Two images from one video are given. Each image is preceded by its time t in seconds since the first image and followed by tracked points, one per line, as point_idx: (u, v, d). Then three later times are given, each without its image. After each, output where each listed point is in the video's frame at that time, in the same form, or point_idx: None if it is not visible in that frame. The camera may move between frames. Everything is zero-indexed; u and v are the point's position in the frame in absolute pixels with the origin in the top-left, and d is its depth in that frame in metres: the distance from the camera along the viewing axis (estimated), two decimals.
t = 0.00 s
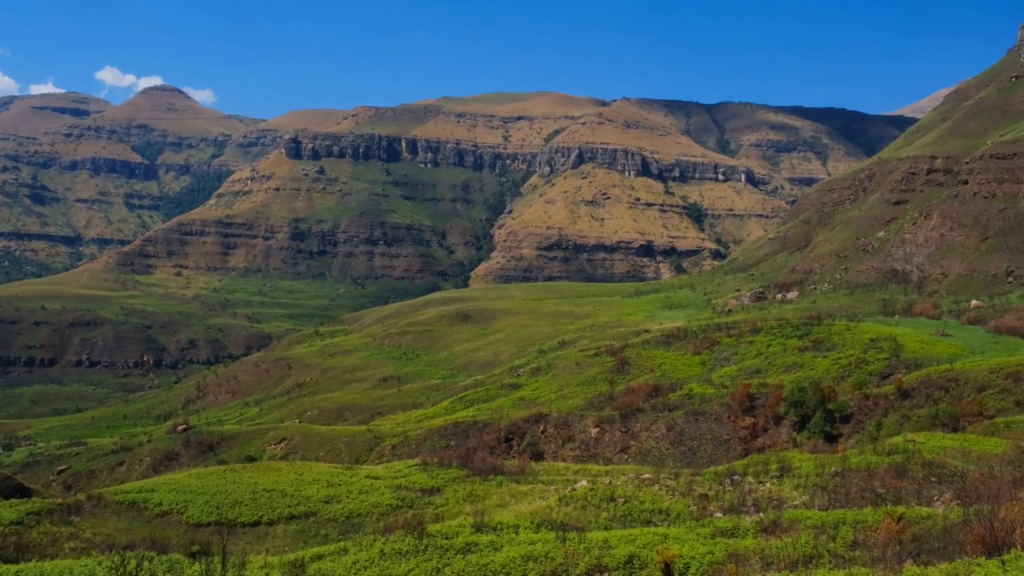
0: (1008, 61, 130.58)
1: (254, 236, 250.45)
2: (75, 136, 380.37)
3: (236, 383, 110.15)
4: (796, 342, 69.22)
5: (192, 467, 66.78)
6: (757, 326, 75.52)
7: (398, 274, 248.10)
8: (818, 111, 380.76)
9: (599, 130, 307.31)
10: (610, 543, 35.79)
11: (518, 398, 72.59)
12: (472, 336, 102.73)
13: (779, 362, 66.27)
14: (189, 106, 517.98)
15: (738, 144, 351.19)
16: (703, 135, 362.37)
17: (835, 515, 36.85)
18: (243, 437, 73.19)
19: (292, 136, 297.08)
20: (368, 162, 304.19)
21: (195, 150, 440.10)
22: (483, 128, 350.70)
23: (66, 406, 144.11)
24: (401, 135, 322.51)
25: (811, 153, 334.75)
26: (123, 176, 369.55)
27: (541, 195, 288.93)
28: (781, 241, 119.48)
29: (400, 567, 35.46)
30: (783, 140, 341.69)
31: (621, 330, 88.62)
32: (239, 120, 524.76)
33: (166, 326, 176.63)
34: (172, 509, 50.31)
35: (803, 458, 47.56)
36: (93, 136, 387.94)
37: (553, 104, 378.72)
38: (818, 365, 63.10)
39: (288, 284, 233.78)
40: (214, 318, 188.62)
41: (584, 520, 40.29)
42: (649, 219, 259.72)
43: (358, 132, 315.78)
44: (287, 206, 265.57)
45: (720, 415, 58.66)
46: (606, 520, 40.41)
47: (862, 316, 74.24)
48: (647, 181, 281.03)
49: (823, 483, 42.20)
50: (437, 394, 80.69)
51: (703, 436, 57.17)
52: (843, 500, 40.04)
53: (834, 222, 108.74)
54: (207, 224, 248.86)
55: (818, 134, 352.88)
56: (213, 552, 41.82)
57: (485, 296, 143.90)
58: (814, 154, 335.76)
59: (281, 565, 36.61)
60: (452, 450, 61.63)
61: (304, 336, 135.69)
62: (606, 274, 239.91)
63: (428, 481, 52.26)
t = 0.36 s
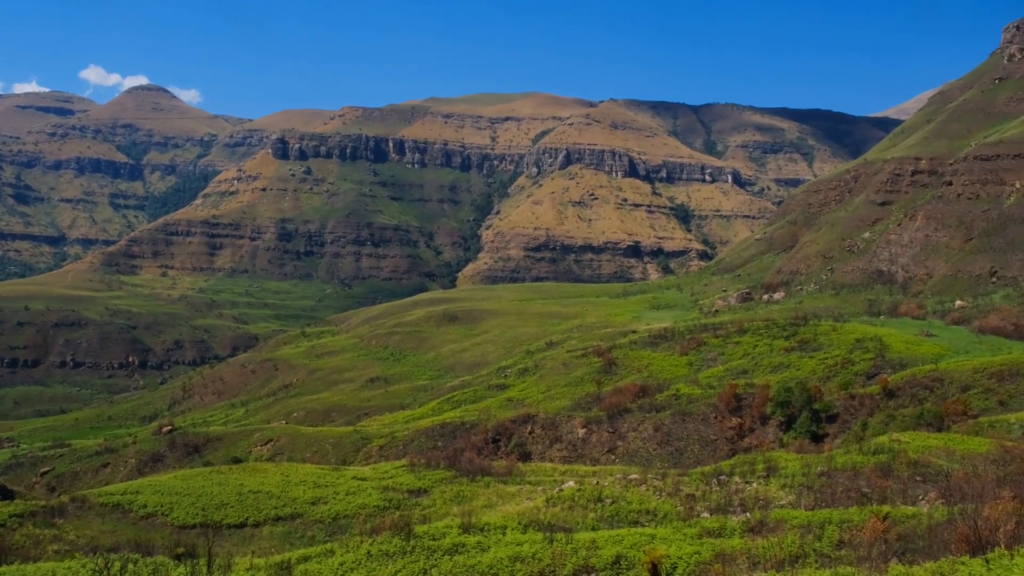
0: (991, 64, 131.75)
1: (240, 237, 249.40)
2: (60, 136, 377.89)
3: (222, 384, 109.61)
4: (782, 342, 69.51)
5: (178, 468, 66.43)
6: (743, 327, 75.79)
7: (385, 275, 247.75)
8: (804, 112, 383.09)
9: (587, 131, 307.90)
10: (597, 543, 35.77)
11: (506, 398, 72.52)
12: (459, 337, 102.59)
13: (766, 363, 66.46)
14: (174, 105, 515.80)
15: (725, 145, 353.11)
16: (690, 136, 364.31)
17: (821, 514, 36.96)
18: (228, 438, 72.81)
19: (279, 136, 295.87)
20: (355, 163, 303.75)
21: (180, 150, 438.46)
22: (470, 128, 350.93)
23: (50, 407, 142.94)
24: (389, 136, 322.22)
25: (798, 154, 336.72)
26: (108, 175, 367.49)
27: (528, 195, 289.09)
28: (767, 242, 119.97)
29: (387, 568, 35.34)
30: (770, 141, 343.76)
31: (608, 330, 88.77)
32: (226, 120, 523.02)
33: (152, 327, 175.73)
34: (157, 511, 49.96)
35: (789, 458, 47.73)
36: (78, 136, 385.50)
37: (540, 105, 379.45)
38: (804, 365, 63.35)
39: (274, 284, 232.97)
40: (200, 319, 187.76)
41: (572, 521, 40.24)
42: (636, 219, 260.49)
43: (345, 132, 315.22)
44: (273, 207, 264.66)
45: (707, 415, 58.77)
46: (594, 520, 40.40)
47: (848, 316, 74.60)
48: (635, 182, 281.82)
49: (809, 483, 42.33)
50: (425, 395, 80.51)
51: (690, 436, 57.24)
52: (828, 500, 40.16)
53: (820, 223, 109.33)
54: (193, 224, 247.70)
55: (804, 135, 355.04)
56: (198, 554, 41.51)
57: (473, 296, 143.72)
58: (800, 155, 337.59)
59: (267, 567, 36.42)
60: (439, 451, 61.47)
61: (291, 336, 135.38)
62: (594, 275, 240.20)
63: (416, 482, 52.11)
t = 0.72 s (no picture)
0: (980, 65, 132.48)
1: (230, 237, 248.55)
2: (48, 135, 375.70)
3: (212, 386, 109.26)
4: (772, 343, 69.79)
5: (167, 470, 66.21)
6: (734, 327, 75.98)
7: (375, 275, 247.49)
8: (794, 113, 384.53)
9: (578, 131, 307.90)
10: (588, 544, 35.74)
11: (497, 399, 72.48)
12: (449, 337, 102.57)
13: (756, 363, 66.63)
14: (163, 105, 513.87)
15: (715, 146, 354.35)
16: (681, 137, 365.74)
17: (810, 515, 37.01)
18: (218, 440, 72.60)
19: (268, 136, 294.74)
20: (346, 163, 303.26)
21: (169, 150, 437.30)
22: (461, 128, 351.02)
23: (38, 408, 142.01)
24: (379, 136, 321.83)
25: (787, 155, 338.16)
26: (97, 175, 365.67)
27: (519, 196, 289.14)
28: (757, 243, 120.35)
29: (378, 569, 35.27)
30: (760, 143, 345.16)
31: (599, 331, 88.97)
32: (215, 121, 521.43)
33: (141, 327, 175.18)
34: (145, 513, 49.76)
35: (779, 458, 47.94)
36: (66, 136, 383.32)
37: (531, 105, 379.81)
38: (794, 365, 63.67)
39: (264, 285, 232.31)
40: (190, 320, 187.17)
41: (563, 521, 40.24)
42: (626, 220, 261.03)
43: (335, 133, 314.62)
44: (263, 207, 263.87)
45: (697, 415, 58.88)
46: (585, 520, 40.48)
47: (837, 317, 75.05)
48: (626, 183, 282.46)
49: (799, 483, 42.47)
50: (415, 395, 80.43)
51: (681, 436, 57.31)
52: (818, 500, 40.21)
53: (810, 224, 109.73)
54: (182, 224, 246.63)
55: (794, 136, 356.49)
56: (187, 555, 41.32)
57: (464, 297, 143.65)
58: (790, 156, 338.54)
59: (256, 569, 36.30)
60: (430, 452, 61.32)
61: (281, 337, 135.21)
62: (584, 275, 240.29)
63: (406, 483, 52.04)
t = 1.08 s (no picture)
0: (962, 69, 133.40)
1: (217, 238, 247.69)
2: (32, 136, 373.49)
3: (199, 388, 108.91)
4: (760, 343, 70.05)
5: (153, 472, 65.92)
6: (721, 327, 76.20)
7: (363, 276, 247.39)
8: (781, 115, 386.28)
9: (565, 132, 307.68)
10: (575, 544, 35.59)
11: (485, 400, 72.50)
12: (438, 338, 102.63)
13: (744, 364, 66.79)
14: (148, 105, 511.84)
15: (702, 147, 355.60)
16: (668, 138, 366.83)
17: (798, 515, 36.07)
18: (205, 441, 72.43)
19: (255, 137, 293.67)
20: (333, 164, 302.88)
21: (155, 151, 436.14)
22: (448, 129, 351.12)
23: (22, 411, 141.22)
24: (366, 137, 321.61)
25: (775, 157, 339.57)
26: (82, 176, 363.83)
27: (506, 197, 289.21)
28: (744, 244, 120.76)
29: (366, 571, 35.13)
30: (747, 144, 346.34)
31: (587, 332, 89.11)
32: (201, 121, 519.90)
33: (127, 329, 174.72)
34: (132, 515, 49.46)
35: (766, 459, 48.05)
36: (51, 137, 381.15)
37: (519, 106, 380.19)
38: (781, 365, 63.86)
39: (251, 286, 231.74)
40: (176, 321, 186.55)
41: (550, 522, 40.24)
42: (614, 221, 261.58)
43: (323, 134, 314.07)
44: (250, 208, 263.19)
45: (685, 416, 58.95)
46: (572, 521, 40.48)
47: (825, 317, 75.32)
48: (613, 184, 283.17)
49: (785, 483, 42.48)
50: (403, 396, 80.40)
51: (669, 437, 57.30)
52: (805, 500, 39.83)
53: (796, 225, 110.22)
54: (169, 225, 245.54)
55: (781, 137, 358.07)
56: (173, 558, 41.04)
57: (451, 298, 143.87)
58: (778, 158, 338.83)
59: (244, 571, 36.26)
60: (417, 453, 61.28)
61: (267, 339, 134.81)
62: (572, 276, 240.44)
63: (394, 484, 51.90)
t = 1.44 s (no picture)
0: (949, 71, 134.31)
1: (205, 239, 246.48)
2: (19, 136, 370.71)
3: (187, 389, 108.34)
4: (749, 344, 70.31)
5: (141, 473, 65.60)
6: (710, 328, 76.43)
7: (353, 277, 246.95)
8: (770, 116, 387.85)
9: (555, 133, 308.00)
10: (566, 545, 35.56)
11: (474, 401, 72.49)
12: (427, 339, 102.54)
13: (733, 364, 66.98)
14: (136, 105, 509.09)
15: (692, 148, 356.98)
16: (657, 139, 368.07)
17: (787, 515, 36.22)
18: (193, 443, 72.13)
19: (244, 137, 292.22)
20: (322, 165, 302.10)
21: (143, 151, 434.01)
22: (438, 130, 350.96)
23: (8, 412, 140.09)
24: (356, 137, 321.03)
25: (763, 158, 340.95)
26: (69, 176, 361.36)
27: (496, 198, 289.28)
28: (733, 245, 121.17)
29: (355, 573, 35.00)
30: (736, 146, 347.56)
31: (576, 333, 89.15)
32: (189, 121, 517.56)
33: (114, 330, 173.61)
34: (120, 517, 49.12)
35: (755, 459, 48.22)
36: (37, 136, 378.45)
37: (509, 107, 380.37)
38: (770, 366, 64.07)
39: (240, 287, 230.75)
40: (164, 322, 185.57)
41: (540, 523, 40.22)
42: (604, 222, 261.99)
43: (312, 135, 313.17)
44: (239, 209, 262.12)
45: (675, 417, 59.06)
46: (562, 522, 40.41)
47: (813, 318, 75.60)
48: (603, 185, 283.71)
49: (774, 484, 42.59)
50: (393, 397, 80.18)
51: (658, 438, 57.37)
52: (794, 500, 39.99)
53: (785, 226, 110.71)
54: (157, 226, 244.12)
55: (770, 139, 359.65)
56: (161, 561, 40.77)
57: (441, 298, 143.89)
58: (767, 159, 340.81)
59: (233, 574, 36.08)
60: (407, 454, 61.14)
61: (257, 340, 134.25)
62: (562, 276, 240.58)
63: (384, 486, 51.75)
